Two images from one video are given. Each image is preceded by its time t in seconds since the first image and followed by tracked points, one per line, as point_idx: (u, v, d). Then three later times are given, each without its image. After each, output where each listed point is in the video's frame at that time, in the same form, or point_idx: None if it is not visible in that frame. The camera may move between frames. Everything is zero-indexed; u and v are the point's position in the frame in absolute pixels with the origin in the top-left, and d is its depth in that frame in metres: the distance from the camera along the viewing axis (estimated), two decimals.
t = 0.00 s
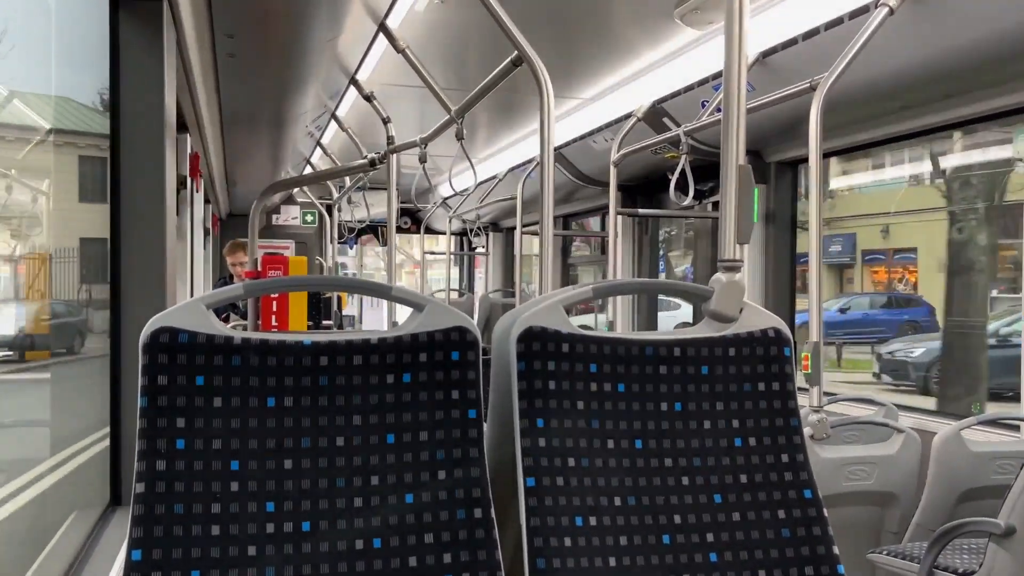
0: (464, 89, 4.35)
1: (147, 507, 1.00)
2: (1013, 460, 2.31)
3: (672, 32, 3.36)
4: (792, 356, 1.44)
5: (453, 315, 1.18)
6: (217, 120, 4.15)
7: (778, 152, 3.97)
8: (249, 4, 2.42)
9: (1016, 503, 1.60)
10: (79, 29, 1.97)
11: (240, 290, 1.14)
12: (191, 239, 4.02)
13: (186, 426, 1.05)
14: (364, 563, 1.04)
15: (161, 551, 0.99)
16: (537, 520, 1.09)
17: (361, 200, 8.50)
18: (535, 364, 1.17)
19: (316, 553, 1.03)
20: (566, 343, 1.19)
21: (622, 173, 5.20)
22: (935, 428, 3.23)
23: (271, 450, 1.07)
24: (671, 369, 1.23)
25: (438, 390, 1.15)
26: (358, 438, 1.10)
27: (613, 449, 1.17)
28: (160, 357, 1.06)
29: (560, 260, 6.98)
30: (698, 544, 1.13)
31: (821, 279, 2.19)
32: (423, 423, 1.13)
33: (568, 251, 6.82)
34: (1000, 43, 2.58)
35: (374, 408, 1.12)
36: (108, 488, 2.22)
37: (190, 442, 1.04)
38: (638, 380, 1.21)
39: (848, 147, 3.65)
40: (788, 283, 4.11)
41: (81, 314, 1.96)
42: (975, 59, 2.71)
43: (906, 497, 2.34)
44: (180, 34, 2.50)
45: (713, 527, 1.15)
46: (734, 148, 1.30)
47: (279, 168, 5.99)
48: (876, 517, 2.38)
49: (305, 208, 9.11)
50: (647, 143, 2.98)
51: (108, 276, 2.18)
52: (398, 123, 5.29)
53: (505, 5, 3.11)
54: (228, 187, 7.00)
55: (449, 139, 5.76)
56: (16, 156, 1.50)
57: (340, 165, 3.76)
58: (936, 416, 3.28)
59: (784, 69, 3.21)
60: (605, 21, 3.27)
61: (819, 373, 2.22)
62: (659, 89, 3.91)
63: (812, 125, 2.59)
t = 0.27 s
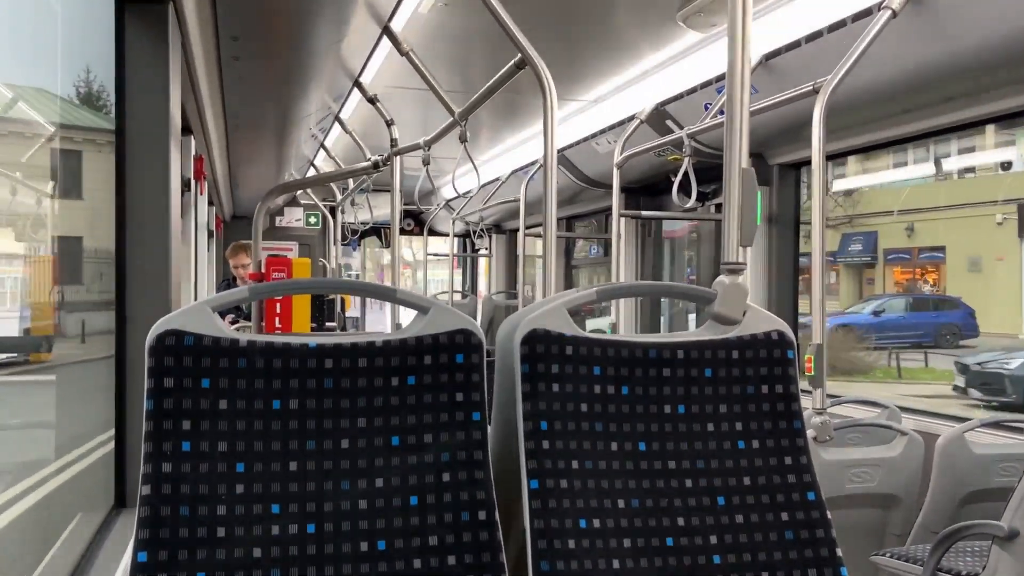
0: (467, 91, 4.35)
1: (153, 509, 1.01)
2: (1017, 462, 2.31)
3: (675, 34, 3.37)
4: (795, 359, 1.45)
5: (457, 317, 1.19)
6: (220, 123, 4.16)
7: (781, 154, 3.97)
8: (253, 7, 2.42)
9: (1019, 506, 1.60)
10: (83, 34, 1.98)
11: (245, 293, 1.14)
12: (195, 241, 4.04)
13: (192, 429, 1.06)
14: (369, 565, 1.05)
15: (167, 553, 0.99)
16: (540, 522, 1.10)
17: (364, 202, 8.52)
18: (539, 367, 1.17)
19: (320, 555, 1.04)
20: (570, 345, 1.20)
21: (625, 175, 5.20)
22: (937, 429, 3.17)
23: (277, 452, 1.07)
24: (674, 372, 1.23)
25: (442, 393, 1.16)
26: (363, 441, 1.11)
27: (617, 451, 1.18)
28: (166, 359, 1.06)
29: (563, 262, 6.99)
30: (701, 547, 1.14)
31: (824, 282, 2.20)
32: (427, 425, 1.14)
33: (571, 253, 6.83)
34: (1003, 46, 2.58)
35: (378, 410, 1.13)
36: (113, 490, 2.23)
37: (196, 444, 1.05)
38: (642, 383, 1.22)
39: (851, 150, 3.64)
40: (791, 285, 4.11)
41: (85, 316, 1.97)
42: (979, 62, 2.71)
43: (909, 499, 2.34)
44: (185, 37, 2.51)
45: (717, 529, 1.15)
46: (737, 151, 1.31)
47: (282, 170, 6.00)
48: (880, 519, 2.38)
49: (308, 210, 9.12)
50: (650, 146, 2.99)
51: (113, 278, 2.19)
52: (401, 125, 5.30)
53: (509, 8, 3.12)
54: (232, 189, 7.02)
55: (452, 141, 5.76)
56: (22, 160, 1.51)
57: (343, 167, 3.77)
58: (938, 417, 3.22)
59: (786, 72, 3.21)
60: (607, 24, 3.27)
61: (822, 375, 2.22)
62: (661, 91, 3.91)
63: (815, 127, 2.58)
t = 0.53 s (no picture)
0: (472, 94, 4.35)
1: (159, 516, 1.01)
2: None
3: (680, 37, 3.36)
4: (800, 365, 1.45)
5: (462, 324, 1.19)
6: (226, 126, 4.18)
7: (786, 157, 3.97)
8: (259, 12, 2.43)
9: None
10: (89, 39, 1.98)
11: (251, 300, 1.14)
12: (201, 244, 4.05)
13: (198, 435, 1.06)
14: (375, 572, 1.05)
15: (172, 560, 1.00)
16: (546, 528, 1.10)
17: (369, 204, 8.53)
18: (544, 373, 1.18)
19: (326, 562, 1.04)
20: (575, 352, 1.20)
21: (630, 177, 5.20)
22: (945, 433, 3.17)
23: (283, 459, 1.08)
24: (680, 378, 1.23)
25: (447, 399, 1.16)
26: (368, 447, 1.11)
27: (622, 457, 1.18)
28: (172, 366, 1.07)
29: (568, 263, 6.98)
30: (707, 553, 1.13)
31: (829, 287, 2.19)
32: (432, 432, 1.14)
33: (576, 255, 6.82)
34: (1010, 48, 2.57)
35: (384, 417, 1.13)
36: (119, 494, 2.23)
37: (202, 451, 1.05)
38: (647, 389, 1.22)
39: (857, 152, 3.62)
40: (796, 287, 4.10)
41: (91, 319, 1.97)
42: (984, 63, 2.70)
43: (915, 503, 2.34)
44: (191, 42, 2.52)
45: (722, 536, 1.15)
46: (742, 157, 1.30)
47: (288, 173, 6.01)
48: (886, 524, 2.37)
49: (313, 212, 9.14)
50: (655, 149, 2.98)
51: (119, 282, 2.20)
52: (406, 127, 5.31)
53: (514, 11, 3.12)
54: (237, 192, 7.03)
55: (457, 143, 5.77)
56: (28, 167, 1.51)
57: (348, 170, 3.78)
58: (946, 420, 3.22)
59: (792, 74, 3.20)
60: (612, 27, 3.27)
61: (828, 379, 2.21)
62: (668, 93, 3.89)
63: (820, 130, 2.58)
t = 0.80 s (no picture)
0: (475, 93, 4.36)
1: (164, 512, 1.01)
2: None
3: (683, 35, 3.36)
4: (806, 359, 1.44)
5: (466, 320, 1.19)
6: (229, 125, 4.18)
7: (790, 154, 3.96)
8: (264, 10, 2.43)
9: None
10: (92, 38, 1.98)
11: (255, 296, 1.14)
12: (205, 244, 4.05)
13: (202, 432, 1.06)
14: (380, 568, 1.05)
15: (177, 557, 1.00)
16: (551, 524, 1.09)
17: (373, 204, 8.54)
18: (548, 369, 1.17)
19: (331, 558, 1.04)
20: (579, 347, 1.20)
21: (633, 175, 5.20)
22: (951, 430, 3.16)
23: (287, 456, 1.08)
24: (684, 374, 1.23)
25: (452, 395, 1.16)
26: (373, 444, 1.11)
27: (627, 453, 1.17)
28: (176, 363, 1.07)
29: (572, 263, 6.98)
30: (712, 549, 1.13)
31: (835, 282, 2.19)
32: (437, 428, 1.14)
33: (580, 254, 6.82)
34: (1015, 44, 2.56)
35: (388, 413, 1.13)
36: (124, 493, 2.24)
37: (207, 447, 1.05)
38: (652, 385, 1.21)
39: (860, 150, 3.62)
40: (801, 285, 4.09)
41: (95, 318, 1.98)
42: (989, 60, 2.69)
43: (921, 500, 2.33)
44: (194, 40, 2.52)
45: (728, 532, 1.15)
46: (746, 152, 1.30)
47: (291, 173, 6.02)
48: (892, 521, 2.36)
49: (317, 213, 9.14)
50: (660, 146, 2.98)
51: (124, 282, 2.20)
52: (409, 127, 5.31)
53: (517, 9, 3.12)
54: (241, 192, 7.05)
55: (460, 143, 5.77)
56: (33, 167, 1.52)
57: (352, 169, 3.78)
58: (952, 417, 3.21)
59: (795, 72, 3.20)
60: (615, 25, 3.27)
61: (833, 376, 2.20)
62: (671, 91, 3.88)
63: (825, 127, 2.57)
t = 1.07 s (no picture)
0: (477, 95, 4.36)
1: (168, 518, 1.01)
2: None
3: (684, 37, 3.36)
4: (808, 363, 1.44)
5: (470, 325, 1.19)
6: (231, 128, 4.18)
7: (791, 156, 3.96)
8: (266, 14, 2.44)
9: None
10: (94, 42, 1.99)
11: (258, 301, 1.14)
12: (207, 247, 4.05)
13: (206, 437, 1.06)
14: (384, 573, 1.05)
15: (182, 563, 0.99)
16: (555, 529, 1.09)
17: (374, 207, 8.54)
18: (552, 373, 1.17)
19: (335, 564, 1.04)
20: (583, 352, 1.20)
21: (635, 177, 5.19)
22: (954, 432, 3.16)
23: (291, 460, 1.08)
24: (688, 378, 1.23)
25: (456, 400, 1.16)
26: (377, 449, 1.11)
27: (631, 457, 1.17)
28: (180, 369, 1.07)
29: (573, 264, 6.98)
30: (717, 553, 1.13)
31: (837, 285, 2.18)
32: (440, 433, 1.14)
33: (581, 255, 6.82)
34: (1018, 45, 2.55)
35: (392, 418, 1.13)
36: (127, 497, 2.24)
37: (210, 453, 1.05)
38: (655, 389, 1.21)
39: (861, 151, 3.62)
40: (803, 286, 4.09)
41: (97, 322, 1.98)
42: (991, 61, 2.69)
43: (924, 501, 2.33)
44: (196, 44, 2.53)
45: (732, 536, 1.15)
46: (748, 156, 1.30)
47: (293, 176, 6.03)
48: (895, 523, 2.36)
49: (318, 215, 9.15)
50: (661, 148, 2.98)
51: (126, 286, 2.20)
52: (410, 129, 5.32)
53: (518, 11, 3.12)
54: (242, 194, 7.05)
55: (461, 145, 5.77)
56: (36, 172, 1.52)
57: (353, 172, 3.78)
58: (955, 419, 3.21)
59: (797, 73, 3.20)
60: (616, 27, 3.27)
61: (836, 378, 2.20)
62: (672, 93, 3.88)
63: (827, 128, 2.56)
